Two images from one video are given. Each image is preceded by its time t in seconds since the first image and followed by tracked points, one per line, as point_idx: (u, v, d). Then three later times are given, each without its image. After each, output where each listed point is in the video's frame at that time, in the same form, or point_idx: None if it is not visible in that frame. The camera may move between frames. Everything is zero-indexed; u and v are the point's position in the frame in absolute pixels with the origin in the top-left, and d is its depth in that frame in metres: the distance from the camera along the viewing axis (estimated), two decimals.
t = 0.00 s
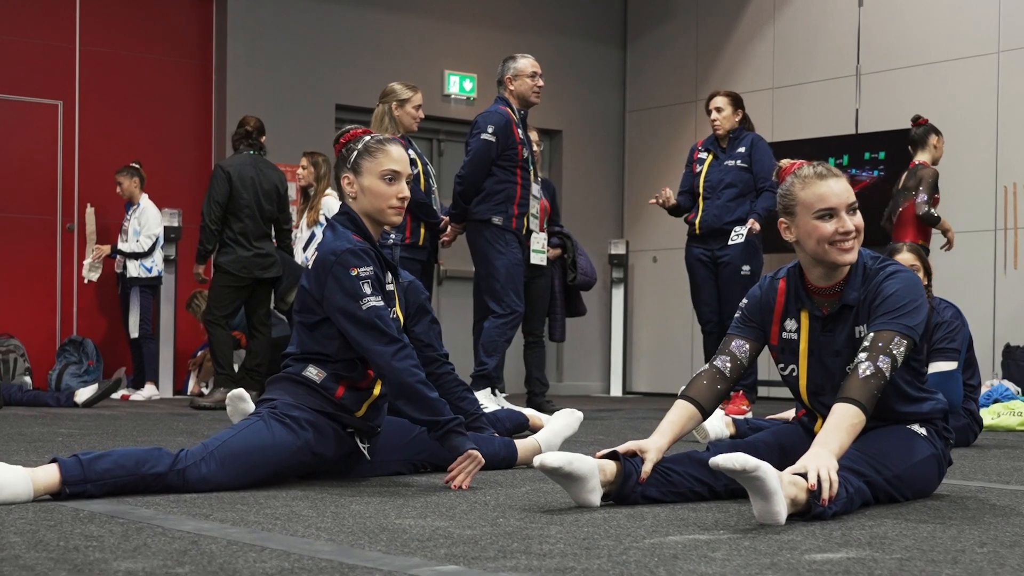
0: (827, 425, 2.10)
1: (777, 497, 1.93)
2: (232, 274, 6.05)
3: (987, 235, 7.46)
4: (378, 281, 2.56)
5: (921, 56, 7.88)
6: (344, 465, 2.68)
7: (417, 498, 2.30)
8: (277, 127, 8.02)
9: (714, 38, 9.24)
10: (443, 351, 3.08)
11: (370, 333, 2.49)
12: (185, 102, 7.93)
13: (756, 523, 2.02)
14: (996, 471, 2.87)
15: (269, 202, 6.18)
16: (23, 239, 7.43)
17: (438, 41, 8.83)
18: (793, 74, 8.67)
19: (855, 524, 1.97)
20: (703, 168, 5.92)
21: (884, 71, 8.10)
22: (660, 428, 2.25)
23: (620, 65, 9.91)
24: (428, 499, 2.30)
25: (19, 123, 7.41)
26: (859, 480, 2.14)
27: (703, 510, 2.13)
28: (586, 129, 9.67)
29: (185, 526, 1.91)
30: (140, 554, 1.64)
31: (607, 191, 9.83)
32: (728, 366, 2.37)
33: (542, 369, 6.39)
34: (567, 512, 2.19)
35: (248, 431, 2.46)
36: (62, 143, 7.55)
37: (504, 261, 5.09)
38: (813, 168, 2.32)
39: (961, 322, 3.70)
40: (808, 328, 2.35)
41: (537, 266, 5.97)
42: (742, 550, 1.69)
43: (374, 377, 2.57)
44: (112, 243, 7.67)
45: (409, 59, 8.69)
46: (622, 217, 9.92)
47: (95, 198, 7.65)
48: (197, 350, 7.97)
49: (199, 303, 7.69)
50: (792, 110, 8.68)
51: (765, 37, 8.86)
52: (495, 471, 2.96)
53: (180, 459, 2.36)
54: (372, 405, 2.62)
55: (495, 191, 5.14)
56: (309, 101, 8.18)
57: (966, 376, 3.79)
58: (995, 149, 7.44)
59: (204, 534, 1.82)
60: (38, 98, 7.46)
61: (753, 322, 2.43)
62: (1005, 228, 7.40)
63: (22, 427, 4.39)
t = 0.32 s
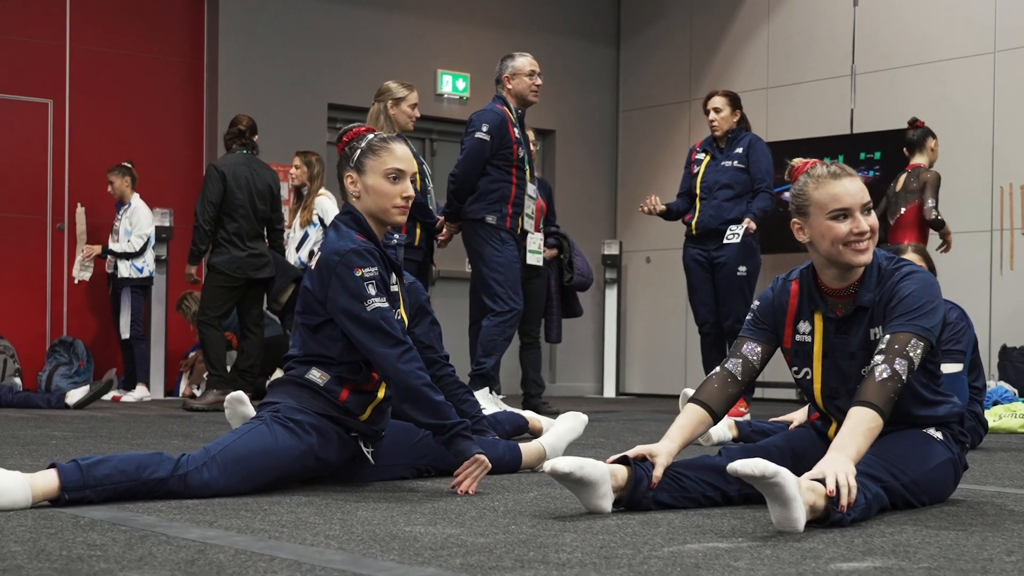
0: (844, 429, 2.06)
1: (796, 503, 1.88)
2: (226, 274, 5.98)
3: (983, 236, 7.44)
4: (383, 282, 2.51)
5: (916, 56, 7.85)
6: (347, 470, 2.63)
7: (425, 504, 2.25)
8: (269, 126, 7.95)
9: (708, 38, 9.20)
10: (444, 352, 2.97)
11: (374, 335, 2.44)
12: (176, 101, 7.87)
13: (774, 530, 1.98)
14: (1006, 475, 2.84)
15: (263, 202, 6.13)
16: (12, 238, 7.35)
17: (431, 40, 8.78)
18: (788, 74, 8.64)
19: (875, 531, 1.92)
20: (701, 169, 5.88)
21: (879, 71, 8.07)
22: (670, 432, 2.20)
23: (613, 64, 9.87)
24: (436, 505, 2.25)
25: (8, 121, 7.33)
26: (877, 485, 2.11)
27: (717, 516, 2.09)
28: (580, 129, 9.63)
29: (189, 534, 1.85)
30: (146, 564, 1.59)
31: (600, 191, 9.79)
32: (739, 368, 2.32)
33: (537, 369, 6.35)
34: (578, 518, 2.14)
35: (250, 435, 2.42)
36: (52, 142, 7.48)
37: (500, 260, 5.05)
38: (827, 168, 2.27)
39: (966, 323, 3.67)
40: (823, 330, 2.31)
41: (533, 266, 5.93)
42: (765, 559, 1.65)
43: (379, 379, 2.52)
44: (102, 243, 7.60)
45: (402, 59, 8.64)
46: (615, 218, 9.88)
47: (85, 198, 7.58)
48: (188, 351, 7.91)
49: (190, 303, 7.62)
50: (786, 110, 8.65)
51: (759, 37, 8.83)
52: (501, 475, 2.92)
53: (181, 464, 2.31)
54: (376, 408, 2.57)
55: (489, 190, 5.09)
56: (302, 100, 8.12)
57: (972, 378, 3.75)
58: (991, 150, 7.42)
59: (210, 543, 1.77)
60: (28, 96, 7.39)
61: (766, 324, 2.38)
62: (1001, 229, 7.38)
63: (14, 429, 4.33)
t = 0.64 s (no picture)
0: (862, 432, 2.03)
1: (817, 509, 1.84)
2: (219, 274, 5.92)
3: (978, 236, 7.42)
4: (387, 282, 2.47)
5: (910, 55, 7.84)
6: (351, 473, 2.58)
7: (432, 509, 2.21)
8: (260, 124, 7.89)
9: (701, 36, 9.17)
10: (444, 351, 2.96)
11: (378, 336, 2.39)
12: (167, 99, 7.80)
13: (793, 536, 1.94)
14: (1015, 479, 2.81)
15: (256, 200, 6.07)
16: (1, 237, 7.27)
17: (423, 38, 8.73)
18: (781, 73, 8.62)
19: (896, 536, 1.89)
20: (698, 168, 5.84)
21: (873, 71, 8.06)
22: (683, 435, 2.16)
23: (606, 63, 9.83)
24: (443, 509, 2.20)
25: None
26: (895, 490, 2.07)
27: (733, 521, 2.05)
28: (572, 129, 9.59)
29: (195, 541, 1.80)
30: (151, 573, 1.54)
31: (592, 191, 9.75)
32: (752, 370, 2.28)
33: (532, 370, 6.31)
34: (589, 523, 2.10)
35: (252, 438, 2.36)
36: (41, 140, 7.41)
37: (495, 259, 4.98)
38: (841, 165, 2.22)
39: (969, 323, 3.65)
40: (837, 331, 2.27)
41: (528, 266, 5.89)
42: (790, 567, 1.61)
43: (383, 382, 2.47)
44: (92, 242, 7.52)
45: (394, 57, 8.59)
46: (608, 217, 9.85)
47: (75, 197, 7.51)
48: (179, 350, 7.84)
49: (180, 303, 7.55)
50: (779, 110, 8.63)
51: (752, 37, 8.81)
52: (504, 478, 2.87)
53: (183, 468, 2.26)
54: (380, 411, 2.52)
55: (484, 189, 5.04)
56: (293, 98, 8.06)
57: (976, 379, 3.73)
58: (986, 150, 7.41)
59: (217, 551, 1.72)
60: (17, 94, 7.31)
61: (779, 325, 2.34)
62: (996, 229, 7.36)
63: (6, 430, 4.27)
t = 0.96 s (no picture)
0: (881, 434, 1.99)
1: (838, 514, 1.80)
2: (212, 273, 5.85)
3: (972, 236, 7.40)
4: (392, 281, 2.41)
5: (905, 55, 7.81)
6: (354, 476, 2.53)
7: (441, 514, 2.16)
8: (251, 122, 7.83)
9: (694, 35, 9.13)
10: (444, 351, 2.92)
11: (383, 336, 2.34)
12: (157, 98, 7.73)
13: (812, 541, 1.89)
14: None
15: (249, 199, 6.01)
16: None
17: (414, 36, 8.67)
18: (774, 71, 8.59)
19: (918, 542, 1.85)
20: (693, 167, 5.79)
21: (866, 69, 8.03)
22: (698, 437, 2.12)
23: (598, 61, 9.79)
24: (452, 514, 2.15)
25: None
26: (914, 494, 2.03)
27: (749, 526, 2.01)
28: (564, 128, 9.55)
29: (201, 548, 1.75)
30: None
31: (584, 189, 9.71)
32: (766, 372, 2.24)
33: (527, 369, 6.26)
34: (602, 527, 2.05)
35: (255, 441, 2.31)
36: (29, 139, 7.32)
37: (489, 259, 4.94)
38: (858, 162, 2.18)
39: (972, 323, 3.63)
40: (851, 332, 2.23)
41: (522, 265, 5.84)
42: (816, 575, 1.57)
43: (387, 383, 2.42)
44: (81, 241, 7.45)
45: (385, 55, 8.53)
46: (600, 216, 9.81)
47: (63, 195, 7.43)
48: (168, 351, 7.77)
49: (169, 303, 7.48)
50: (772, 108, 8.60)
51: (745, 36, 8.78)
52: (508, 481, 2.82)
53: (184, 472, 2.20)
54: (384, 414, 2.47)
55: (479, 187, 4.98)
56: (284, 96, 8.00)
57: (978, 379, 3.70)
58: (981, 150, 7.39)
59: (222, 559, 1.66)
60: (5, 91, 7.23)
61: (792, 325, 2.30)
62: (990, 229, 7.34)
63: None
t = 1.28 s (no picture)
0: (902, 436, 1.95)
1: (862, 519, 1.76)
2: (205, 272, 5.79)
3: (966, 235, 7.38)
4: (397, 280, 2.36)
5: (897, 53, 7.80)
6: (359, 479, 2.48)
7: (451, 519, 2.11)
8: (241, 120, 7.76)
9: (686, 32, 9.09)
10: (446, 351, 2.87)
11: (389, 335, 2.29)
12: (147, 95, 7.65)
13: (834, 546, 1.85)
14: None
15: (240, 197, 5.95)
16: None
17: (405, 34, 8.62)
18: (767, 69, 8.56)
19: (942, 547, 1.80)
20: (689, 163, 5.76)
21: (859, 67, 8.01)
22: (714, 439, 2.08)
23: (588, 60, 9.75)
24: (462, 519, 2.10)
25: None
26: (935, 498, 1.99)
27: (767, 531, 1.96)
28: (555, 126, 9.51)
29: (209, 555, 1.69)
30: None
31: (575, 187, 9.66)
32: (780, 372, 2.21)
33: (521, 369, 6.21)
34: (617, 532, 2.01)
35: (259, 444, 2.26)
36: (16, 137, 7.24)
37: (483, 259, 4.88)
38: (877, 156, 2.14)
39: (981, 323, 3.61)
40: (867, 330, 2.19)
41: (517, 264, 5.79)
42: None
43: (392, 385, 2.37)
44: (69, 239, 7.37)
45: (376, 53, 8.48)
46: (591, 215, 9.77)
47: (51, 194, 7.35)
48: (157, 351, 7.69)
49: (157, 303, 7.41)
50: (765, 107, 8.57)
51: (738, 34, 8.74)
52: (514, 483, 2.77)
53: (187, 476, 2.15)
54: (390, 415, 2.42)
55: (475, 186, 4.93)
56: (275, 94, 7.93)
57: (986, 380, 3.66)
58: (975, 148, 7.37)
59: (231, 567, 1.61)
60: None
61: (806, 323, 2.27)
62: (985, 228, 7.31)
63: None
